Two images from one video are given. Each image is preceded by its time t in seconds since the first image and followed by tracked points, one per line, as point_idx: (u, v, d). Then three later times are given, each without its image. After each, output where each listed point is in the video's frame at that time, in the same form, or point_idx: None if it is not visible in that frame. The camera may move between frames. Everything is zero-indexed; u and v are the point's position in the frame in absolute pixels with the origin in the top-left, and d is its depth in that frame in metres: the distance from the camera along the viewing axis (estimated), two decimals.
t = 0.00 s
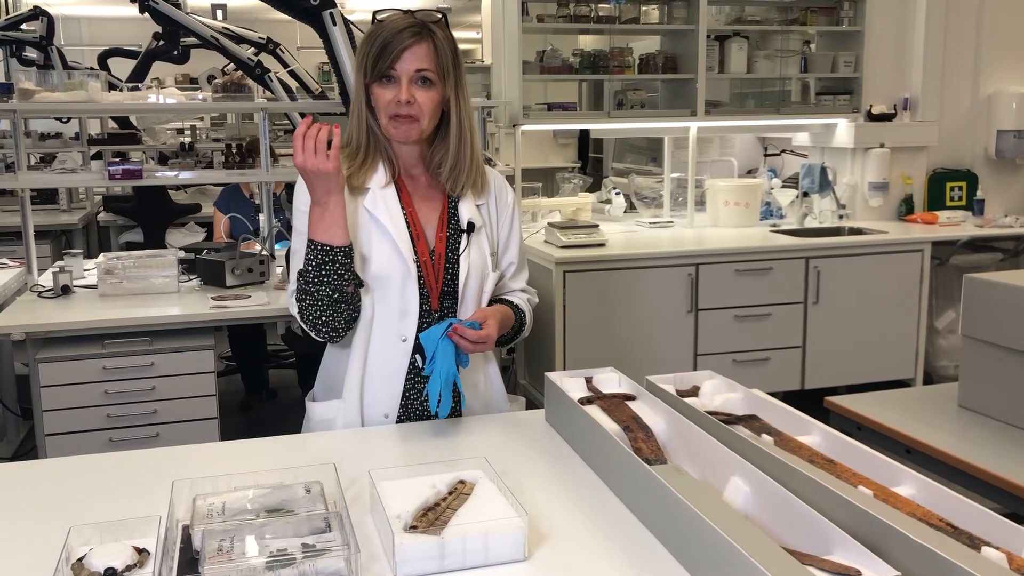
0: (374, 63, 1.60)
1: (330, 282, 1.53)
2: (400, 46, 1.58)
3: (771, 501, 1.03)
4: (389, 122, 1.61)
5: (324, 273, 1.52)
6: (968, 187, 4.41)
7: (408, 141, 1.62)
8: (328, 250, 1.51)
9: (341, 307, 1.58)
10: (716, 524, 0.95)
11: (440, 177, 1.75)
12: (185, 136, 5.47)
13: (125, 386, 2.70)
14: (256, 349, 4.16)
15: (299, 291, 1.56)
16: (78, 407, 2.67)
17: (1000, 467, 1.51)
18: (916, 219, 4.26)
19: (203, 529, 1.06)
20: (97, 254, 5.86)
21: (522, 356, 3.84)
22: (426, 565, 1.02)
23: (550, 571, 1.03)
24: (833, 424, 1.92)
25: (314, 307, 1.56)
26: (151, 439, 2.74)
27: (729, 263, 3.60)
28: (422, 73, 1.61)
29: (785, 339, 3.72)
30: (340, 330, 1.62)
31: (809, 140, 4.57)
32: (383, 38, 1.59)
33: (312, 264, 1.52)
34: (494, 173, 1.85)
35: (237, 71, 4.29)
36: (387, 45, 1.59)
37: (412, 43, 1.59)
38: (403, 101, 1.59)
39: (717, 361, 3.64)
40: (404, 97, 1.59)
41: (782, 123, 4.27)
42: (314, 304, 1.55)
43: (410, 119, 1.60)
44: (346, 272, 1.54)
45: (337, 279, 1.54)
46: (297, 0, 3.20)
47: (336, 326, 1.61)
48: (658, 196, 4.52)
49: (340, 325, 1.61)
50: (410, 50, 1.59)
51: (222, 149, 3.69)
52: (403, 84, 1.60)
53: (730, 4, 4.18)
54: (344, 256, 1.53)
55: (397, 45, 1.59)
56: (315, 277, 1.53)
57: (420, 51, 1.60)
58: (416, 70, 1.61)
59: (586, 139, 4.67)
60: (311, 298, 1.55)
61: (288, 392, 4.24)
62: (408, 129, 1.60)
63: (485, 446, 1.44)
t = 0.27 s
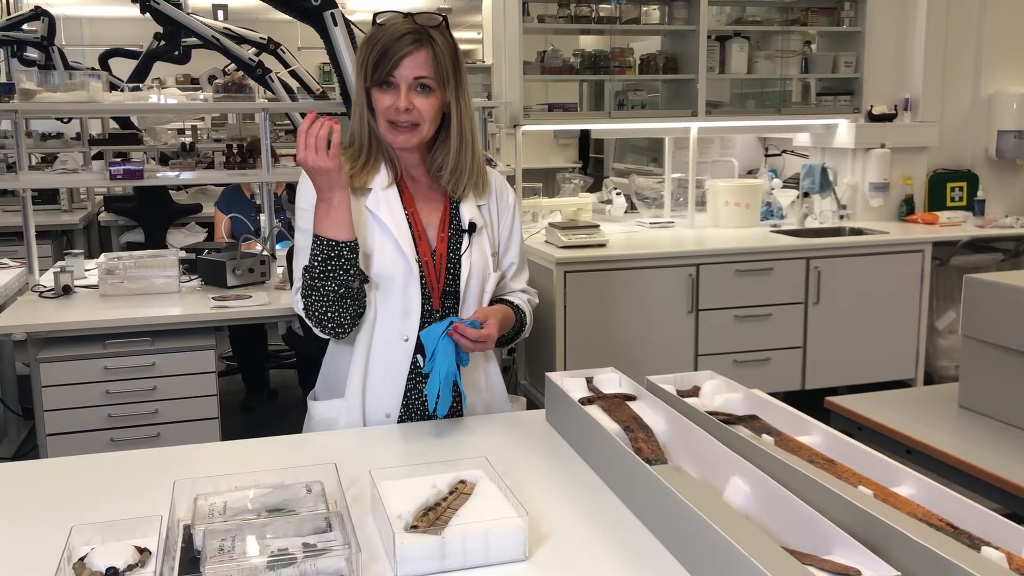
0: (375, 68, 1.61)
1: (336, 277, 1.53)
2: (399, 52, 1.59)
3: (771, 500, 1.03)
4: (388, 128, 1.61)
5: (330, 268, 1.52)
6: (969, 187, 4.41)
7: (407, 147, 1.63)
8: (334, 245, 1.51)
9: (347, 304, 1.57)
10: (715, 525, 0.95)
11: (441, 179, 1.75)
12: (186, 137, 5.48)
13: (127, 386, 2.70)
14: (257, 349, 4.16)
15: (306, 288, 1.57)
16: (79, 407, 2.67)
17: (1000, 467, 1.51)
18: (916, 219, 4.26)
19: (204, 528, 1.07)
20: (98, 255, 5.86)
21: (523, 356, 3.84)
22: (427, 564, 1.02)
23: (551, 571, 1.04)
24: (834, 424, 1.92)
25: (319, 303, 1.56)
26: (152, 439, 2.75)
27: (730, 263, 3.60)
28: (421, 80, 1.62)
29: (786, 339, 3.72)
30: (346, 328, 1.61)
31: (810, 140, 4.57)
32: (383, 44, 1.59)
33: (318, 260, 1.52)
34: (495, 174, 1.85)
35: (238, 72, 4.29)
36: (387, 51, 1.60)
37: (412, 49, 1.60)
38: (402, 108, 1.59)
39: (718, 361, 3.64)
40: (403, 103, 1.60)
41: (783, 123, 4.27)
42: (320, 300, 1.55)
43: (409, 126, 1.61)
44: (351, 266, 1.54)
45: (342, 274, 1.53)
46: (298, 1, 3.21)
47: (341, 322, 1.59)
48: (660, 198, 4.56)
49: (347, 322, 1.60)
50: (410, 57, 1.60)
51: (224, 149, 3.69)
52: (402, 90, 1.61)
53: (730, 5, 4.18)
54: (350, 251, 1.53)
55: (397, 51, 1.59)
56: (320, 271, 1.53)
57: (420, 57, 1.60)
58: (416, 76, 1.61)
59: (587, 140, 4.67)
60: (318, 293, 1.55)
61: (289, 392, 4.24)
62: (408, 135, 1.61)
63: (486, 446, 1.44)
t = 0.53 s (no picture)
0: (372, 68, 1.61)
1: (338, 279, 1.53)
2: (397, 51, 1.59)
3: (772, 500, 1.03)
4: (388, 128, 1.62)
5: (333, 269, 1.53)
6: (970, 188, 4.41)
7: (407, 146, 1.63)
8: (337, 247, 1.52)
9: (349, 304, 1.57)
10: (716, 524, 0.96)
11: (441, 179, 1.75)
12: (187, 137, 5.48)
13: (128, 386, 2.71)
14: (258, 349, 4.17)
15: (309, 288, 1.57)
16: (80, 407, 2.68)
17: (1001, 467, 1.51)
18: (917, 220, 4.26)
19: (205, 528, 1.07)
20: (99, 255, 5.87)
21: (524, 357, 3.84)
22: (428, 564, 1.02)
23: (552, 571, 1.04)
24: (834, 424, 1.92)
25: (321, 304, 1.56)
26: (154, 438, 2.75)
27: (730, 263, 3.60)
28: (419, 78, 1.62)
29: (787, 339, 3.72)
30: (348, 328, 1.61)
31: (811, 140, 4.58)
32: (379, 44, 1.60)
33: (321, 261, 1.53)
34: (495, 174, 1.85)
35: (238, 72, 4.30)
36: (384, 50, 1.60)
37: (409, 48, 1.60)
38: (401, 107, 1.60)
39: (719, 361, 3.64)
40: (402, 102, 1.60)
41: (784, 123, 4.27)
42: (323, 300, 1.55)
43: (408, 124, 1.61)
44: (354, 268, 1.55)
45: (345, 276, 1.54)
46: (299, 1, 3.21)
47: (345, 322, 1.59)
48: (660, 197, 4.55)
49: (350, 322, 1.60)
50: (408, 56, 1.60)
51: (225, 149, 3.70)
52: (400, 89, 1.61)
53: (731, 5, 4.18)
54: (352, 253, 1.53)
55: (394, 50, 1.59)
56: (323, 273, 1.53)
57: (417, 56, 1.61)
58: (414, 75, 1.61)
59: (588, 140, 4.67)
60: (320, 293, 1.55)
61: (290, 392, 4.24)
62: (407, 135, 1.61)
63: (488, 446, 1.44)
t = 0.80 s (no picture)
0: (373, 67, 1.61)
1: (334, 281, 1.53)
2: (398, 50, 1.59)
3: (774, 501, 1.04)
4: (389, 128, 1.62)
5: (329, 272, 1.53)
6: (971, 188, 4.41)
7: (409, 145, 1.63)
8: (331, 251, 1.51)
9: (347, 306, 1.56)
10: (718, 524, 0.96)
11: (443, 179, 1.75)
12: (189, 137, 5.48)
13: (130, 386, 2.71)
14: (260, 349, 4.17)
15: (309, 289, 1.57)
16: (82, 406, 2.68)
17: (1002, 468, 1.51)
18: (919, 220, 4.26)
19: (208, 527, 1.07)
20: (100, 254, 5.87)
21: (525, 357, 3.84)
22: (430, 564, 1.03)
23: (554, 571, 1.04)
24: (836, 424, 1.92)
25: (320, 305, 1.56)
26: (155, 438, 2.75)
27: (732, 264, 3.60)
28: (420, 78, 1.62)
29: (788, 339, 3.72)
30: (347, 329, 1.61)
31: (812, 141, 4.58)
32: (380, 43, 1.60)
33: (318, 263, 1.53)
34: (497, 174, 1.85)
35: (240, 71, 4.30)
36: (385, 50, 1.60)
37: (409, 48, 1.60)
38: (402, 106, 1.60)
39: (720, 361, 3.64)
40: (403, 102, 1.60)
41: (785, 123, 4.27)
42: (321, 301, 1.55)
43: (410, 124, 1.61)
44: (350, 272, 1.53)
45: (341, 280, 1.53)
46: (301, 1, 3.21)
47: (343, 324, 1.59)
48: (661, 197, 4.49)
49: (349, 324, 1.59)
50: (408, 55, 1.60)
51: (227, 149, 3.70)
52: (401, 89, 1.61)
53: (733, 5, 4.17)
54: (348, 257, 1.52)
55: (395, 50, 1.59)
56: (320, 274, 1.53)
57: (418, 56, 1.61)
58: (415, 74, 1.61)
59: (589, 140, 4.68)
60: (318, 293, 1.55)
61: (291, 392, 4.24)
62: (409, 134, 1.61)
63: (490, 447, 1.44)
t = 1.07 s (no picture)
0: (375, 67, 1.62)
1: (335, 280, 1.53)
2: (399, 50, 1.59)
3: (776, 501, 1.03)
4: (391, 127, 1.62)
5: (330, 271, 1.52)
6: (973, 188, 4.41)
7: (411, 145, 1.63)
8: (333, 250, 1.51)
9: (347, 305, 1.56)
10: (721, 524, 0.96)
11: (444, 178, 1.75)
12: (190, 137, 5.48)
13: (131, 386, 2.71)
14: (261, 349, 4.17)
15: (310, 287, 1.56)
16: (83, 406, 2.68)
17: (1004, 468, 1.51)
18: (920, 220, 4.25)
19: (210, 527, 1.07)
20: (101, 254, 5.87)
21: (527, 357, 3.84)
22: (433, 564, 1.03)
23: (556, 571, 1.04)
24: (838, 424, 1.92)
25: (320, 303, 1.55)
26: (156, 438, 2.75)
27: (733, 264, 3.60)
28: (422, 77, 1.62)
29: (790, 339, 3.72)
30: (346, 327, 1.61)
31: (814, 141, 4.57)
32: (382, 43, 1.60)
33: (320, 261, 1.53)
34: (498, 174, 1.85)
35: (242, 71, 4.30)
36: (386, 50, 1.60)
37: (411, 47, 1.60)
38: (404, 106, 1.60)
39: (721, 361, 3.64)
40: (405, 102, 1.60)
41: (787, 123, 4.27)
42: (322, 300, 1.55)
43: (411, 123, 1.61)
44: (351, 272, 1.53)
45: (342, 279, 1.53)
46: (302, 1, 3.21)
47: (342, 323, 1.59)
48: (662, 197, 4.50)
49: (349, 322, 1.59)
50: (410, 55, 1.60)
51: (228, 149, 3.70)
52: (403, 88, 1.61)
53: (734, 5, 4.17)
54: (349, 257, 1.52)
55: (397, 49, 1.60)
56: (322, 273, 1.53)
57: (419, 55, 1.61)
58: (416, 74, 1.61)
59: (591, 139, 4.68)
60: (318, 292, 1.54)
61: (293, 392, 4.24)
62: (411, 134, 1.61)
63: (492, 446, 1.44)
